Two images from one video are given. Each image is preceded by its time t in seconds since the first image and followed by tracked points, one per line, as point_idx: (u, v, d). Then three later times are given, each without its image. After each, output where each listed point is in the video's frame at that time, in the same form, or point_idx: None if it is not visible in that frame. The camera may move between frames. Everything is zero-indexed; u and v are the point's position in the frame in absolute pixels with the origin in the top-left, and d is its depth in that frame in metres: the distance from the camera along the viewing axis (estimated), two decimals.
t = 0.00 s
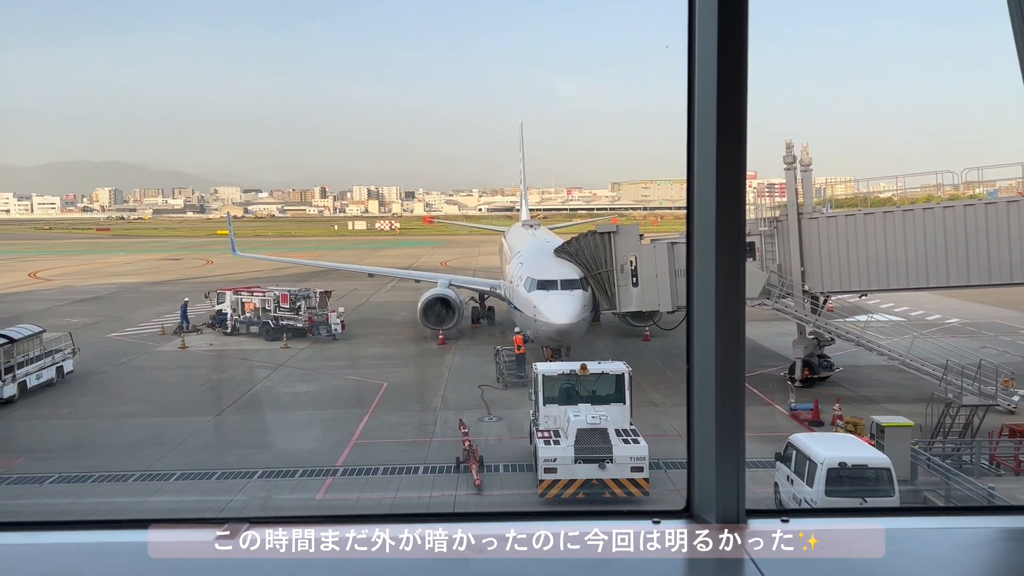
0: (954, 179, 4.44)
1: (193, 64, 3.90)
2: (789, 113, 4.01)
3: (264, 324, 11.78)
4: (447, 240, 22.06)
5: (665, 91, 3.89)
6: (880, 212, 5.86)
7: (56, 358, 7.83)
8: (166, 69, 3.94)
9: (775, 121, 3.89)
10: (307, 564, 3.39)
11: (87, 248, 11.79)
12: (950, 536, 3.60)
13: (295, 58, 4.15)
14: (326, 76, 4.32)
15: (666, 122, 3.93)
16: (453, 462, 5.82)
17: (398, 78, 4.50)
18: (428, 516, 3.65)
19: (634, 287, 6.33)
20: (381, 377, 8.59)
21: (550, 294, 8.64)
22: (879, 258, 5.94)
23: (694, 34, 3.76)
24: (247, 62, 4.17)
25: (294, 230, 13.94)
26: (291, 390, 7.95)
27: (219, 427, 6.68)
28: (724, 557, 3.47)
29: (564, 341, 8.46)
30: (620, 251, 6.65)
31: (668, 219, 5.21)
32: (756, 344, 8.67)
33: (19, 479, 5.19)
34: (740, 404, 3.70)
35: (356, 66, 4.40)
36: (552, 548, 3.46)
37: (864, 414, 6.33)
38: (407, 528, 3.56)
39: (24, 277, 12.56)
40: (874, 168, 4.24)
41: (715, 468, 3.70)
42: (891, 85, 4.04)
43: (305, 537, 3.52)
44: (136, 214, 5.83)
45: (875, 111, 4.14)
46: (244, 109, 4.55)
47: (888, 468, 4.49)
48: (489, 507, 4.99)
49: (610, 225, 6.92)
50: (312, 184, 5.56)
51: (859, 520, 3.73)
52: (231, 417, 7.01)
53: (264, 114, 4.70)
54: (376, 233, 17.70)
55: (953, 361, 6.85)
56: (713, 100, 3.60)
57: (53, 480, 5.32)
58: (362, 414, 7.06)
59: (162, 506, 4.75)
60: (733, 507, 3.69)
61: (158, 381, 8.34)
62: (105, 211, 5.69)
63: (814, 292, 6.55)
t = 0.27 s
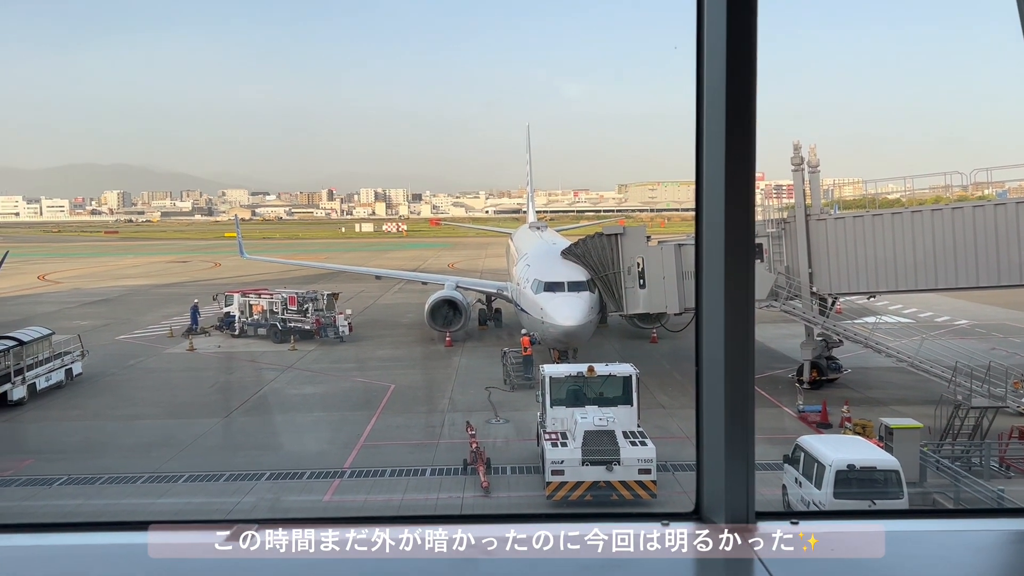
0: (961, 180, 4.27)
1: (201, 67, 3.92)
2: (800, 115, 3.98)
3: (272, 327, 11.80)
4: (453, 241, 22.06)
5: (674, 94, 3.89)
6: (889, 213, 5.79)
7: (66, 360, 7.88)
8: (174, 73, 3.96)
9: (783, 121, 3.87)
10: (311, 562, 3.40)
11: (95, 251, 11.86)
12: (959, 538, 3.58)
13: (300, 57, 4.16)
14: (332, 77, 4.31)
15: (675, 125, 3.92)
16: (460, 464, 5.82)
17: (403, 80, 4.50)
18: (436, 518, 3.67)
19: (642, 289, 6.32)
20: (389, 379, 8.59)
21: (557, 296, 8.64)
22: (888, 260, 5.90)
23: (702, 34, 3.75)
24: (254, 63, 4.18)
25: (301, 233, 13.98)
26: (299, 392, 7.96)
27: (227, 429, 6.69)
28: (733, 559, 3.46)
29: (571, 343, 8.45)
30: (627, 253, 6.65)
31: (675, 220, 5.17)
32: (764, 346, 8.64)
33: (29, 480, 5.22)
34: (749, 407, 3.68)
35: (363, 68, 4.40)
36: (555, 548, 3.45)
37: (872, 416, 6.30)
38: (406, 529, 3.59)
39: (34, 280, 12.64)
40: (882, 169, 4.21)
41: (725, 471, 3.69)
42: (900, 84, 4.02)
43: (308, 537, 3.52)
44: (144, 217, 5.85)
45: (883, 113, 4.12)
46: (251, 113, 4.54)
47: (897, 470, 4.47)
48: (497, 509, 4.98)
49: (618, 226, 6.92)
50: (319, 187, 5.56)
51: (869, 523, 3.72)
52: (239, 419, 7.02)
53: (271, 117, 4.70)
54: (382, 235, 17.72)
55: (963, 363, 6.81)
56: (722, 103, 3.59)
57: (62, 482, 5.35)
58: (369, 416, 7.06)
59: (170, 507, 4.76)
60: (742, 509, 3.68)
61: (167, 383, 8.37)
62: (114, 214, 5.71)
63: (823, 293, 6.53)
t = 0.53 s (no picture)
0: (971, 180, 4.34)
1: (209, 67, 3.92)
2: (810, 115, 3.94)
3: (279, 328, 11.85)
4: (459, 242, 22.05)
5: (682, 95, 3.88)
6: (898, 214, 5.69)
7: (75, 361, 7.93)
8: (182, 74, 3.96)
9: (793, 123, 3.83)
10: (314, 558, 3.38)
11: (104, 252, 11.93)
12: (969, 539, 3.56)
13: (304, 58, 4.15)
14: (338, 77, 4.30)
15: (684, 127, 3.92)
16: (468, 465, 5.83)
17: (408, 81, 4.49)
18: (444, 518, 3.69)
19: (649, 290, 6.32)
20: (396, 381, 8.60)
21: (563, 298, 8.64)
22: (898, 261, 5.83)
23: (711, 36, 3.75)
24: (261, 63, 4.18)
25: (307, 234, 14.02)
26: (307, 394, 7.98)
27: (235, 430, 6.71)
28: (741, 556, 3.42)
29: (578, 344, 8.45)
30: (634, 254, 6.65)
31: (682, 220, 5.13)
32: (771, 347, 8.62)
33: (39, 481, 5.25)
34: (759, 408, 3.67)
35: (370, 68, 4.39)
36: (558, 548, 3.44)
37: (881, 417, 6.28)
38: (410, 530, 3.63)
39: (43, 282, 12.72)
40: (892, 169, 4.17)
41: (733, 473, 3.69)
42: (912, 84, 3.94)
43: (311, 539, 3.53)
44: (151, 219, 5.86)
45: (895, 113, 4.03)
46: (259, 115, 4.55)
47: (906, 471, 4.45)
48: (505, 510, 4.98)
49: (625, 227, 6.90)
50: (327, 188, 5.55)
51: (878, 525, 3.71)
52: (247, 420, 7.03)
53: (278, 118, 4.70)
54: (388, 236, 17.74)
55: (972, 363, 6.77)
56: (731, 105, 3.60)
57: (72, 482, 5.38)
58: (377, 417, 7.07)
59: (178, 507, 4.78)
60: (752, 511, 3.66)
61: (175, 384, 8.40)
62: (122, 216, 5.73)
63: (831, 294, 6.43)
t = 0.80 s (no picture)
0: (983, 178, 4.21)
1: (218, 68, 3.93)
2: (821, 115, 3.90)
3: (289, 328, 11.91)
4: (467, 243, 22.06)
5: (693, 94, 3.86)
6: (908, 213, 5.69)
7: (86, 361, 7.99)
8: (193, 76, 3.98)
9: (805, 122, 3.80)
10: (326, 558, 3.38)
11: (114, 253, 12.00)
12: (982, 540, 3.54)
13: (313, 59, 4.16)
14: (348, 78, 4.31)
15: (694, 125, 3.91)
16: (477, 465, 5.83)
17: (416, 81, 4.48)
18: (454, 518, 3.69)
19: (659, 290, 6.32)
20: (405, 381, 8.61)
21: (572, 298, 8.64)
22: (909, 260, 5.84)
23: (721, 36, 3.74)
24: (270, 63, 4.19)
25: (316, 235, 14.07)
26: (317, 394, 8.00)
27: (246, 430, 6.73)
28: (751, 556, 3.41)
29: (587, 344, 8.43)
30: (643, 254, 6.64)
31: (691, 221, 5.10)
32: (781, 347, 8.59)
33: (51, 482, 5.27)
34: (770, 409, 3.66)
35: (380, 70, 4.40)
36: (567, 548, 3.44)
37: (892, 418, 6.24)
38: (421, 530, 3.63)
39: (54, 282, 12.85)
40: (905, 169, 4.12)
41: (745, 472, 3.67)
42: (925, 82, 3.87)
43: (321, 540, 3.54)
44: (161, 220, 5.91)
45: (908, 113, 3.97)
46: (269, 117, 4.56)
47: (917, 471, 4.41)
48: (514, 510, 4.98)
49: (634, 227, 6.91)
50: (336, 189, 5.57)
51: (889, 525, 3.69)
52: (258, 420, 7.06)
53: (289, 121, 4.72)
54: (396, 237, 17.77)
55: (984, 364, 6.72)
56: (741, 104, 3.58)
57: (83, 483, 5.41)
58: (386, 418, 7.08)
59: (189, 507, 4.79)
60: (764, 512, 3.65)
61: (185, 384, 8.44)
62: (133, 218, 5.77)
63: (841, 294, 6.44)
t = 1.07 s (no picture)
0: (994, 178, 4.13)
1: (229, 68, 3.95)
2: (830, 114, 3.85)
3: (298, 328, 11.96)
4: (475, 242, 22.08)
5: (703, 92, 3.85)
6: (918, 212, 5.67)
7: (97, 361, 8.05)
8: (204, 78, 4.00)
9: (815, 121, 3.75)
10: (338, 559, 3.39)
11: (125, 254, 12.09)
12: (996, 540, 3.51)
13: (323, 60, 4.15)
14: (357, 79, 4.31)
15: (704, 124, 3.89)
16: (487, 465, 5.82)
17: (426, 81, 4.47)
18: (464, 518, 3.69)
19: (668, 289, 6.31)
20: (414, 381, 8.62)
21: (581, 298, 8.64)
22: (919, 258, 5.80)
23: (731, 36, 3.73)
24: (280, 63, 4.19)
25: (324, 236, 14.11)
26: (327, 394, 8.02)
27: (256, 430, 6.75)
28: (763, 556, 3.39)
29: (597, 344, 8.42)
30: (653, 254, 6.63)
31: (701, 220, 5.09)
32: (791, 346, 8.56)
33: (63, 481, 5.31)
34: (781, 408, 3.64)
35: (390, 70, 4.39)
36: (580, 548, 3.43)
37: (904, 418, 6.21)
38: (432, 530, 3.63)
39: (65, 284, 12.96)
40: (918, 167, 4.07)
41: (756, 472, 3.66)
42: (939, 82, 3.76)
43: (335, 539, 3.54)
44: (172, 221, 5.94)
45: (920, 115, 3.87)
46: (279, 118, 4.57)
47: (929, 471, 4.39)
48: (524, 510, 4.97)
49: (643, 226, 6.95)
50: (347, 189, 5.57)
51: (901, 526, 3.67)
52: (268, 420, 7.08)
53: (300, 121, 4.72)
54: (405, 237, 17.80)
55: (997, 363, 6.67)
56: (751, 102, 3.56)
57: (94, 482, 5.43)
58: (396, 417, 7.09)
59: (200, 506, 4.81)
60: (775, 511, 3.63)
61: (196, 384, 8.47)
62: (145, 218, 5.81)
63: (852, 293, 6.44)
